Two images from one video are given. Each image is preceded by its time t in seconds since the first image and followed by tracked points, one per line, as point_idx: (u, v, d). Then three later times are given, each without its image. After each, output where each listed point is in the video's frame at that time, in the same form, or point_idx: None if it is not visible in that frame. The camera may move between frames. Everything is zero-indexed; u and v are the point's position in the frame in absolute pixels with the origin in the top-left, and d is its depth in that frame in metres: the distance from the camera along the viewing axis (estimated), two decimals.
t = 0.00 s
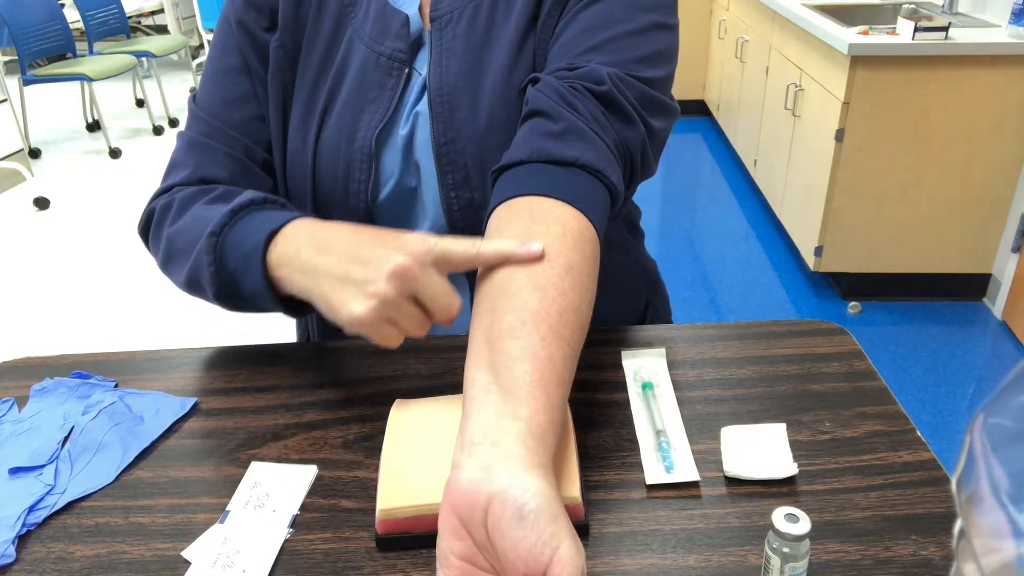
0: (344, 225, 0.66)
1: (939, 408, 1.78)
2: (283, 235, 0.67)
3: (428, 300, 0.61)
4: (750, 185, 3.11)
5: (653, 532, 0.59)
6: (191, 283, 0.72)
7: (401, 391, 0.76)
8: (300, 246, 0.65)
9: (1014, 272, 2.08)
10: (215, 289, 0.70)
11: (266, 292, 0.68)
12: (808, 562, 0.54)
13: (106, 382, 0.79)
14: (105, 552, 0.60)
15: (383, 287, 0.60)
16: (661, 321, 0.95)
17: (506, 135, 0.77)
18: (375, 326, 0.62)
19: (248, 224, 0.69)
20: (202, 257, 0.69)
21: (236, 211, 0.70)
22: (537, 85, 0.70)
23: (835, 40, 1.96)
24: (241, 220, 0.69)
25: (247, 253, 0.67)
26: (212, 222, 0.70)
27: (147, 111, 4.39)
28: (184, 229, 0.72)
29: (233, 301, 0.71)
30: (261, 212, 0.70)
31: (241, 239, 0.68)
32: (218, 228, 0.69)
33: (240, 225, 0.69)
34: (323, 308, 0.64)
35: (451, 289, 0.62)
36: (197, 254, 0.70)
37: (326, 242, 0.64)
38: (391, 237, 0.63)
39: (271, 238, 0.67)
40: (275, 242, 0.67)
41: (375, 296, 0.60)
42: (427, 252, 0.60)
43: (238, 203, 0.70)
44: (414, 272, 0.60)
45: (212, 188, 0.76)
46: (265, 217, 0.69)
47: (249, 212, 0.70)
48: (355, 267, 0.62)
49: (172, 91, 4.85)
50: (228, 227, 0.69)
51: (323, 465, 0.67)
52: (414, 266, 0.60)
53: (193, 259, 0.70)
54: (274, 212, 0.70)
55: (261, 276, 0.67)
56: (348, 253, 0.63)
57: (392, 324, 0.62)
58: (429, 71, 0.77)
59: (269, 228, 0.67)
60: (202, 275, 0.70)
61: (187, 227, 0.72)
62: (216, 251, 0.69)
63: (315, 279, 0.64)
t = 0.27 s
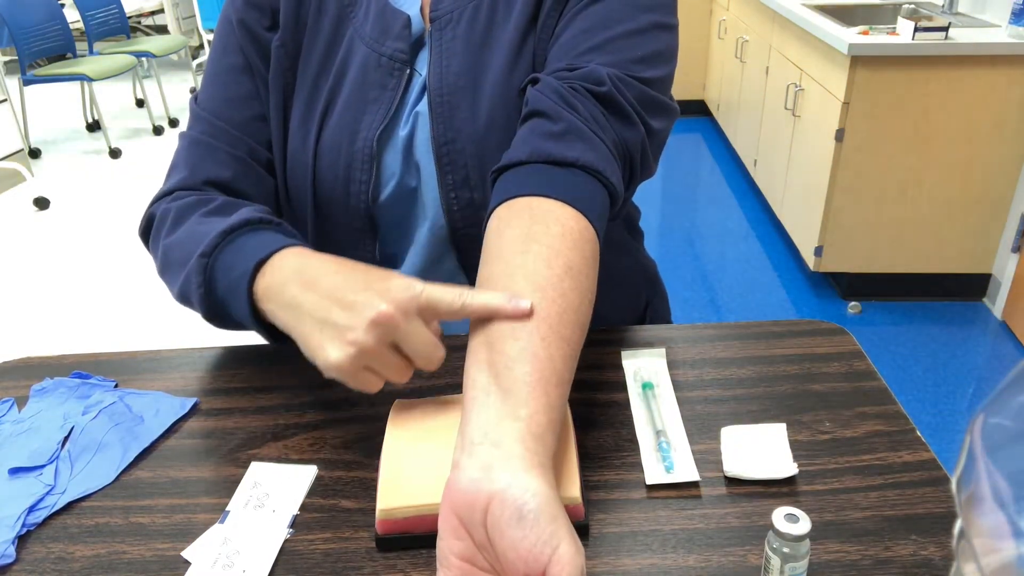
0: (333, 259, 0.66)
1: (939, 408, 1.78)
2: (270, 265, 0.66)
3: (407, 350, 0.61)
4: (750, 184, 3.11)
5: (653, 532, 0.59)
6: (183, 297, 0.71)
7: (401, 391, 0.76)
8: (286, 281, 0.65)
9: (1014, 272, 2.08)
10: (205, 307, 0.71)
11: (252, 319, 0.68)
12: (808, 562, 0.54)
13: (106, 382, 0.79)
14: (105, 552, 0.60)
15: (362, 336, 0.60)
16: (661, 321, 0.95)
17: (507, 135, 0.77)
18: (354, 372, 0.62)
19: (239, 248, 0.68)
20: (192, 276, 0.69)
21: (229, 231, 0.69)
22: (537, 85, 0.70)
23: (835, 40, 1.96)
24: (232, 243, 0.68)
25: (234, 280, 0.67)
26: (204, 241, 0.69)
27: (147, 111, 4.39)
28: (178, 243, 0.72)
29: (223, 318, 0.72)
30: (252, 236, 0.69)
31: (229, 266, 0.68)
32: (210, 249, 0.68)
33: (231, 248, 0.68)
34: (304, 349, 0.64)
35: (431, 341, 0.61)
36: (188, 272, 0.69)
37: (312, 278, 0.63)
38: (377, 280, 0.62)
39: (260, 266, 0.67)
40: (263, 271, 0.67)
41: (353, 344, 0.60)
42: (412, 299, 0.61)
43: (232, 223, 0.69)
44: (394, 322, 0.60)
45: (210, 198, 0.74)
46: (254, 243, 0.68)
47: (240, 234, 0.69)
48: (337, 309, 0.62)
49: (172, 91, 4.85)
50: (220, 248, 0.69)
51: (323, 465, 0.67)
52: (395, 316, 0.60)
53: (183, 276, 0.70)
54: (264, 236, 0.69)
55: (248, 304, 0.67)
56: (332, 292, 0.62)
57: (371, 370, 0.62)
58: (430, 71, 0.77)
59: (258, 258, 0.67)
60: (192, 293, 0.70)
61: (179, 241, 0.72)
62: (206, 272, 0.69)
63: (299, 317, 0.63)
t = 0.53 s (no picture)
0: (331, 290, 0.65)
1: (939, 408, 1.78)
2: (268, 290, 0.66)
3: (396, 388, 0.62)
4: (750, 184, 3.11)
5: (653, 532, 0.59)
6: (180, 309, 0.70)
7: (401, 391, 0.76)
8: (281, 309, 0.64)
9: (1014, 272, 2.08)
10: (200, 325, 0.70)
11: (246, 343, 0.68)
12: (808, 562, 0.54)
13: (106, 382, 0.79)
14: (105, 552, 0.60)
15: (351, 374, 0.60)
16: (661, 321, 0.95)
17: (509, 135, 0.77)
18: (342, 409, 0.62)
19: (238, 268, 0.67)
20: (188, 293, 0.68)
21: (227, 248, 0.67)
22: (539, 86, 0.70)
23: (835, 40, 1.96)
24: (231, 262, 0.67)
25: (229, 303, 0.66)
26: (203, 256, 0.68)
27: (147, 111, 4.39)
28: (177, 255, 0.71)
29: (218, 335, 0.71)
30: (251, 257, 0.67)
31: (226, 287, 0.67)
32: (208, 266, 0.67)
33: (228, 267, 0.67)
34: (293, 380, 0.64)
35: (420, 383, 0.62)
36: (184, 287, 0.68)
37: (307, 309, 0.63)
38: (373, 316, 0.61)
39: (257, 290, 0.66)
40: (259, 297, 0.66)
41: (341, 382, 0.60)
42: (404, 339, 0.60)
43: (231, 239, 0.68)
44: (384, 362, 0.60)
45: (215, 206, 0.73)
46: (251, 265, 0.67)
47: (238, 253, 0.68)
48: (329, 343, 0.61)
49: (172, 91, 4.85)
50: (218, 266, 0.67)
51: (323, 465, 0.67)
52: (384, 356, 0.60)
53: (180, 292, 0.69)
54: (262, 256, 0.68)
55: (242, 327, 0.66)
56: (325, 326, 0.61)
57: (359, 408, 0.62)
58: (431, 71, 0.77)
59: (254, 282, 0.66)
60: (188, 309, 0.69)
61: (178, 253, 0.71)
62: (203, 289, 0.67)
63: (292, 348, 0.63)
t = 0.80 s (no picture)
0: (341, 281, 0.65)
1: (938, 408, 1.78)
2: (276, 283, 0.65)
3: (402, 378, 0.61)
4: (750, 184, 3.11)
5: (653, 532, 0.59)
6: (190, 309, 0.71)
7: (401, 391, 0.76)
8: (291, 300, 0.64)
9: (1014, 272, 2.08)
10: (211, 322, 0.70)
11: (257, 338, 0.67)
12: (808, 562, 0.54)
13: (106, 382, 0.79)
14: (105, 552, 0.60)
15: (359, 363, 0.59)
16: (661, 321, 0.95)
17: (509, 135, 0.77)
18: (349, 398, 0.61)
19: (246, 264, 0.67)
20: (198, 291, 0.68)
21: (236, 245, 0.68)
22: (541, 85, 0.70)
23: (835, 40, 1.96)
24: (238, 258, 0.67)
25: (239, 298, 0.66)
26: (211, 253, 0.68)
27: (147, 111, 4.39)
28: (185, 252, 0.71)
29: (229, 333, 0.71)
30: (258, 252, 0.68)
31: (236, 281, 0.67)
32: (216, 263, 0.67)
33: (238, 262, 0.67)
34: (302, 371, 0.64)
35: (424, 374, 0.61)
36: (194, 285, 0.69)
37: (316, 301, 0.63)
38: (381, 306, 0.61)
39: (266, 284, 0.66)
40: (269, 290, 0.66)
41: (348, 371, 0.60)
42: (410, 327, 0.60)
43: (239, 236, 0.68)
44: (391, 351, 0.59)
45: (219, 205, 0.74)
46: (260, 259, 0.67)
47: (247, 249, 0.68)
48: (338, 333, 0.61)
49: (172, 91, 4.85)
50: (227, 262, 0.67)
51: (324, 465, 0.67)
52: (391, 345, 0.59)
53: (190, 290, 0.69)
54: (271, 251, 0.68)
55: (253, 322, 0.66)
56: (335, 317, 0.61)
57: (367, 398, 0.62)
58: (431, 71, 0.77)
59: (264, 276, 0.66)
60: (198, 307, 0.69)
61: (188, 251, 0.71)
62: (213, 286, 0.68)
63: (301, 339, 0.63)
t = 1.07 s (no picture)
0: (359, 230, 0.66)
1: (938, 408, 1.78)
2: (296, 238, 0.67)
3: (429, 308, 0.61)
4: (750, 184, 3.11)
5: (653, 532, 0.59)
6: (204, 285, 0.72)
7: (401, 391, 0.76)
8: (312, 251, 0.65)
9: (1014, 272, 2.08)
10: (227, 291, 0.70)
11: (280, 296, 0.68)
12: (808, 562, 0.54)
13: (106, 382, 0.79)
14: (105, 552, 0.60)
15: (388, 291, 0.60)
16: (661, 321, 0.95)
17: (507, 136, 0.77)
18: (378, 330, 0.61)
19: (262, 227, 0.68)
20: (214, 259, 0.69)
21: (248, 214, 0.69)
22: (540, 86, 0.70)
23: (835, 40, 1.96)
24: (253, 224, 0.69)
25: (261, 255, 0.67)
26: (225, 225, 0.70)
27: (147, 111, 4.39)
28: (194, 233, 0.72)
29: (245, 303, 0.71)
30: (273, 216, 0.69)
31: (254, 243, 0.68)
32: (231, 231, 0.69)
33: (254, 227, 0.69)
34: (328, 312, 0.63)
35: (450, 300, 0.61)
36: (210, 257, 0.70)
37: (339, 245, 0.64)
38: (403, 242, 0.62)
39: (285, 241, 0.67)
40: (288, 245, 0.67)
41: (378, 300, 0.60)
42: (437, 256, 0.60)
43: (250, 207, 0.70)
44: (419, 277, 0.60)
45: (218, 192, 0.75)
46: (278, 220, 0.68)
47: (262, 215, 0.69)
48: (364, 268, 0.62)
49: (172, 91, 4.85)
50: (241, 230, 0.69)
51: (323, 465, 0.67)
52: (419, 271, 0.60)
53: (205, 260, 0.70)
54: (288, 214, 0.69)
55: (275, 279, 0.67)
56: (360, 255, 0.62)
57: (395, 330, 0.62)
58: (430, 71, 0.77)
59: (283, 232, 0.67)
60: (215, 278, 0.70)
61: (198, 231, 0.72)
62: (229, 254, 0.69)
63: (326, 282, 0.63)
